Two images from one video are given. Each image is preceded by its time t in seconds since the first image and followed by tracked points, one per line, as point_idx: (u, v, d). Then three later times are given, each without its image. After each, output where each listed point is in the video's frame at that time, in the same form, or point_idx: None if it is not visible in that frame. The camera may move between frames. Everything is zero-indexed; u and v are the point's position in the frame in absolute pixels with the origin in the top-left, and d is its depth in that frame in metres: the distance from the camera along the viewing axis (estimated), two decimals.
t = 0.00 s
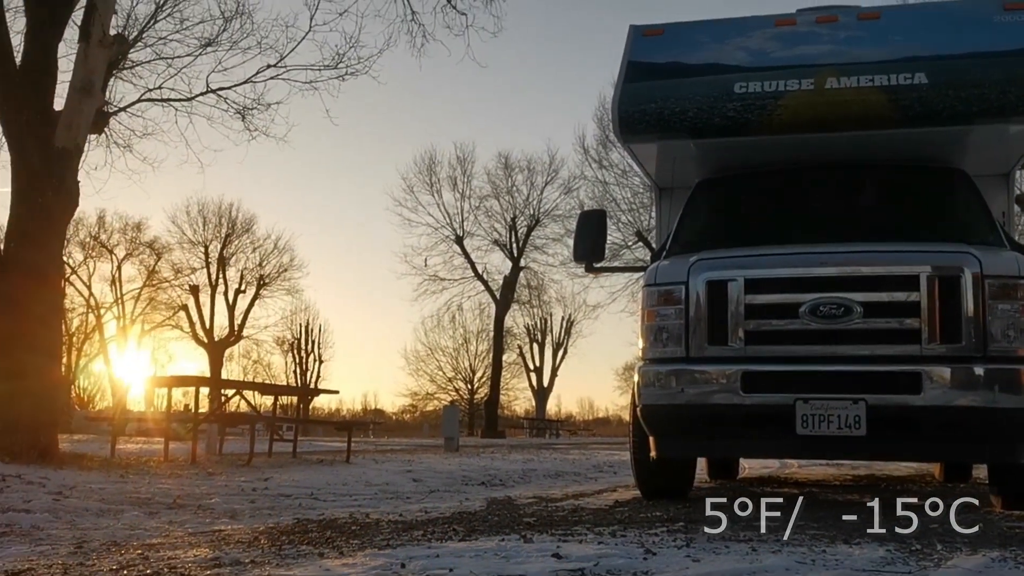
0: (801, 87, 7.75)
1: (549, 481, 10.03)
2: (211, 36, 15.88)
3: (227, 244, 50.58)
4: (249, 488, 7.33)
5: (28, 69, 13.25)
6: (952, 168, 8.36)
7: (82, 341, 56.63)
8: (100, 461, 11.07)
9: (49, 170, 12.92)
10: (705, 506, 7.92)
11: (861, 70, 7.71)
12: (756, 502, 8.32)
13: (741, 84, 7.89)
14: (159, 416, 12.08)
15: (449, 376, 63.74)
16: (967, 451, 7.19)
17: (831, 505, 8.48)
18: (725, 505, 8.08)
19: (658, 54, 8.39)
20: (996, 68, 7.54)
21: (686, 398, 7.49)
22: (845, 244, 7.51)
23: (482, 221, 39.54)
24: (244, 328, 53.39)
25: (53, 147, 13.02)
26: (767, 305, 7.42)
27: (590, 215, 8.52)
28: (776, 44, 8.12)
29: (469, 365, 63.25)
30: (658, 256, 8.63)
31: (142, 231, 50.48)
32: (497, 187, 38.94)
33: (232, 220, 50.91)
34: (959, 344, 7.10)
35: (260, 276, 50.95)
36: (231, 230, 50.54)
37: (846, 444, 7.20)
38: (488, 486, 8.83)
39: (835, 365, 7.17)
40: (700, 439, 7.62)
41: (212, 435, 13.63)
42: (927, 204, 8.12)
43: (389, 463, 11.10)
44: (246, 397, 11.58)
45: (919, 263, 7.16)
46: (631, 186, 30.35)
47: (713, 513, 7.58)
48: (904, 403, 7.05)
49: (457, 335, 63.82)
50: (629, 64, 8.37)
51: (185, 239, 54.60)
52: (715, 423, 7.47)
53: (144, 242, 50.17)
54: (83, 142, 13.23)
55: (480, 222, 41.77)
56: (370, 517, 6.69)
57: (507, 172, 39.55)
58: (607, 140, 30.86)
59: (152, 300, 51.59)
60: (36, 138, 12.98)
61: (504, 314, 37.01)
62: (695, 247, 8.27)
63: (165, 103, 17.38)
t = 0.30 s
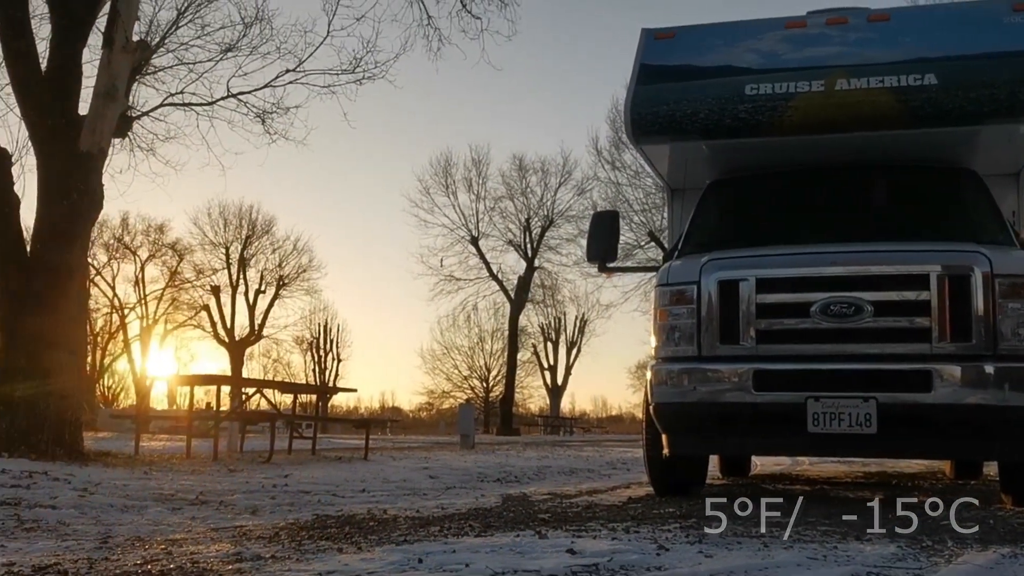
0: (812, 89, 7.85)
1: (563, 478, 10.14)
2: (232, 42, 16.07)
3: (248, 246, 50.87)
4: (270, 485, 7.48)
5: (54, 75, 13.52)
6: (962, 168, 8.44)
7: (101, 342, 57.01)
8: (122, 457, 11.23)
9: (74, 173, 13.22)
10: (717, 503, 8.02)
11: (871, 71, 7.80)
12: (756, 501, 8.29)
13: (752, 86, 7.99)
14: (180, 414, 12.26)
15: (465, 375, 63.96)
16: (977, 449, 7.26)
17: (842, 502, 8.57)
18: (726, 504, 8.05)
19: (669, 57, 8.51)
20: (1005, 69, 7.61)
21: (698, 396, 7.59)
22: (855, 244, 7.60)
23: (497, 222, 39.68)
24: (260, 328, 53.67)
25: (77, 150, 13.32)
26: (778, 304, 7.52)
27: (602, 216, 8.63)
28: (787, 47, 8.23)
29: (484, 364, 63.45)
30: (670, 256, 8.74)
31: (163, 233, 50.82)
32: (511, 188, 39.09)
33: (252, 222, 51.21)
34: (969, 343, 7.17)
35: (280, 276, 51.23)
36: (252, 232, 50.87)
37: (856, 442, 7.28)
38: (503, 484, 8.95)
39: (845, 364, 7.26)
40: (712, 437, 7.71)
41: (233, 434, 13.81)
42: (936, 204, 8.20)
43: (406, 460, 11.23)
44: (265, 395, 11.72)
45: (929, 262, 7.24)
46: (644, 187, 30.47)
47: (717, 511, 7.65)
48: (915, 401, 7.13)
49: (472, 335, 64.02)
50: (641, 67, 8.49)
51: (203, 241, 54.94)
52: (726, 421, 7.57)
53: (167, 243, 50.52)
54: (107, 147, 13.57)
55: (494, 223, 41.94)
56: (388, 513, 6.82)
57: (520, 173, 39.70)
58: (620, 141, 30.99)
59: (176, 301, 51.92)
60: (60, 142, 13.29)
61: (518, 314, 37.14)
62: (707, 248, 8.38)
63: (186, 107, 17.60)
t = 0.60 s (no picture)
0: (821, 89, 7.94)
1: (577, 474, 10.26)
2: (250, 46, 16.21)
3: (266, 246, 51.13)
4: (290, 481, 7.63)
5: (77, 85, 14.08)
6: (972, 168, 8.52)
7: (120, 340, 57.39)
8: (144, 453, 11.43)
9: (98, 178, 13.67)
10: (728, 499, 8.12)
11: (880, 71, 7.89)
12: (756, 501, 8.17)
13: (762, 87, 8.09)
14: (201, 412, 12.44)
15: (478, 373, 64.15)
16: (986, 446, 7.34)
17: (852, 498, 8.66)
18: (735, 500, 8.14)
19: (680, 59, 8.63)
20: (1014, 69, 7.68)
21: (709, 393, 7.69)
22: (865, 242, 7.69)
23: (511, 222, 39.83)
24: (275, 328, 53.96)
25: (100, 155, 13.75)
26: (788, 302, 7.62)
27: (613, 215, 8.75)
28: (797, 47, 8.33)
29: (497, 362, 63.65)
30: (681, 255, 8.85)
31: (183, 233, 51.17)
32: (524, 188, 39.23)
33: (271, 223, 51.49)
34: (978, 339, 7.24)
35: (298, 276, 51.48)
36: (271, 233, 51.14)
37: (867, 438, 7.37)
38: (517, 479, 9.07)
39: (855, 361, 7.34)
40: (724, 433, 7.82)
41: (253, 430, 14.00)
42: (946, 202, 8.28)
43: (421, 456, 11.37)
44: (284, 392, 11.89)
45: (938, 260, 7.33)
46: (655, 187, 30.58)
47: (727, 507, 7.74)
48: (925, 398, 7.20)
49: (485, 333, 64.21)
50: (652, 69, 8.60)
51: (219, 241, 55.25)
52: (737, 417, 7.67)
53: (187, 243, 50.84)
54: (128, 150, 14.00)
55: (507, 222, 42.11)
56: (405, 508, 6.95)
57: (534, 173, 39.85)
58: (632, 141, 31.11)
59: (195, 301, 52.29)
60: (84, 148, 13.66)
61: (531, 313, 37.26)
62: (718, 246, 8.48)
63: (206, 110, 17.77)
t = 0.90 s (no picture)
0: (830, 91, 8.03)
1: (589, 472, 10.39)
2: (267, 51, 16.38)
3: (284, 248, 51.35)
4: (308, 478, 7.78)
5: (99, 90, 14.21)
6: (980, 169, 8.61)
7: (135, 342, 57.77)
8: (167, 451, 11.60)
9: (122, 182, 13.92)
10: (738, 496, 8.24)
11: (888, 73, 7.98)
12: (756, 501, 8.10)
13: (772, 89, 8.19)
14: (220, 411, 12.63)
15: (491, 372, 64.37)
16: (994, 444, 7.43)
17: (861, 495, 8.77)
18: (746, 497, 8.25)
19: (690, 62, 8.74)
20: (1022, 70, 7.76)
21: (720, 391, 7.80)
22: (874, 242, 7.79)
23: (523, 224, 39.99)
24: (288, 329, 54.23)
25: (124, 159, 14.01)
26: (798, 301, 7.72)
27: (624, 217, 8.87)
28: (805, 50, 8.43)
29: (510, 361, 63.86)
30: (692, 256, 8.97)
31: (202, 236, 51.47)
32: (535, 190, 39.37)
33: (288, 225, 51.78)
34: (987, 338, 7.33)
35: (316, 277, 51.74)
36: (289, 235, 51.44)
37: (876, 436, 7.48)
38: (530, 477, 9.19)
39: (864, 359, 7.44)
40: (735, 431, 7.93)
41: (271, 430, 14.17)
42: (954, 203, 8.37)
43: (436, 454, 11.52)
44: (301, 392, 12.05)
45: (947, 260, 7.43)
46: (666, 189, 30.73)
47: (738, 504, 7.85)
48: (934, 396, 7.30)
49: (498, 333, 64.42)
50: (662, 72, 8.72)
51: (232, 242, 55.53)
52: (747, 415, 7.78)
53: (203, 245, 51.17)
54: (149, 155, 14.20)
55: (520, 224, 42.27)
56: (421, 505, 7.10)
57: (546, 174, 39.99)
58: (643, 143, 31.24)
59: (217, 302, 52.57)
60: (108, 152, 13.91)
61: (544, 313, 37.40)
62: (728, 247, 8.59)
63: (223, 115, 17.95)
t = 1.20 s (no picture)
0: (839, 93, 8.13)
1: (603, 469, 10.52)
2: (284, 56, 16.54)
3: (303, 249, 51.63)
4: (327, 475, 7.92)
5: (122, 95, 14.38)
6: (990, 169, 8.68)
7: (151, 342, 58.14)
8: (188, 449, 11.78)
9: (144, 185, 14.09)
10: (749, 494, 8.35)
11: (897, 75, 8.07)
12: (756, 502, 8.02)
13: (782, 91, 8.29)
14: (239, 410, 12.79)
15: (505, 371, 64.57)
16: (1003, 442, 7.52)
17: (871, 492, 8.87)
18: (757, 494, 8.36)
19: (700, 65, 8.85)
20: None
21: (731, 390, 7.91)
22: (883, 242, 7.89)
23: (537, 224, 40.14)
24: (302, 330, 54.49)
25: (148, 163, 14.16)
26: (808, 301, 7.83)
27: (636, 218, 8.99)
28: (814, 52, 8.53)
29: (524, 360, 64.03)
30: (703, 256, 9.08)
31: (224, 237, 51.77)
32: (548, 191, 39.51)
33: (307, 226, 52.06)
34: (996, 337, 7.41)
35: (334, 278, 52.01)
36: (307, 236, 51.74)
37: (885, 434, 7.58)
38: (544, 474, 9.32)
39: (874, 358, 7.53)
40: (746, 430, 8.03)
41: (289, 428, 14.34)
42: (963, 203, 8.46)
43: (451, 451, 11.65)
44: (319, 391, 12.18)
45: (956, 259, 7.52)
46: (677, 189, 30.85)
47: (749, 501, 7.96)
48: (943, 394, 7.39)
49: (512, 332, 64.60)
50: (673, 75, 8.84)
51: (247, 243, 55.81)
52: (758, 413, 7.89)
53: (221, 247, 51.47)
54: (172, 159, 14.36)
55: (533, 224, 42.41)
56: (437, 501, 7.23)
57: (559, 175, 40.12)
58: (654, 144, 31.34)
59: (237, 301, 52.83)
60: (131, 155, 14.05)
61: (557, 313, 37.53)
62: (739, 247, 8.70)
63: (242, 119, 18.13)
